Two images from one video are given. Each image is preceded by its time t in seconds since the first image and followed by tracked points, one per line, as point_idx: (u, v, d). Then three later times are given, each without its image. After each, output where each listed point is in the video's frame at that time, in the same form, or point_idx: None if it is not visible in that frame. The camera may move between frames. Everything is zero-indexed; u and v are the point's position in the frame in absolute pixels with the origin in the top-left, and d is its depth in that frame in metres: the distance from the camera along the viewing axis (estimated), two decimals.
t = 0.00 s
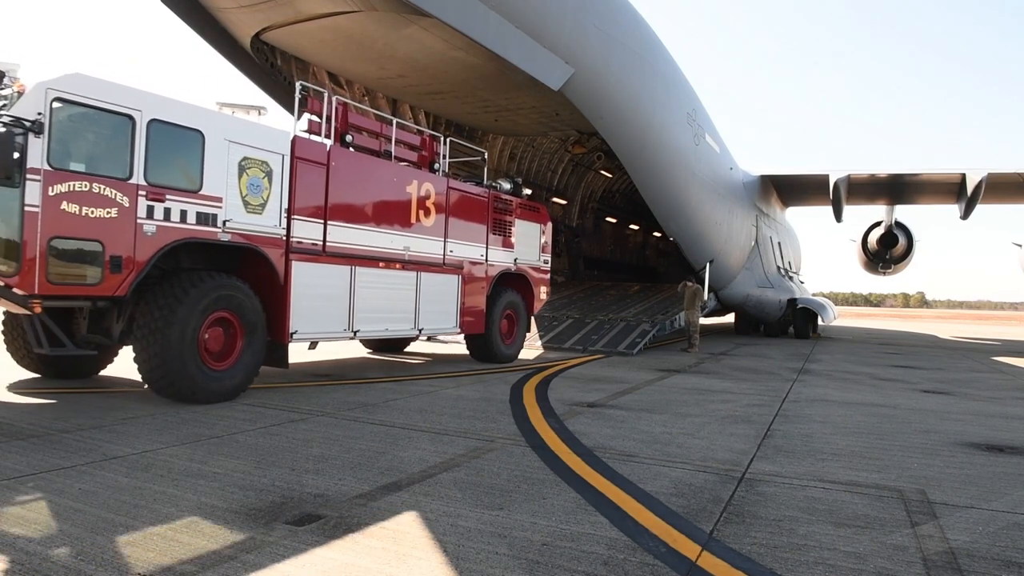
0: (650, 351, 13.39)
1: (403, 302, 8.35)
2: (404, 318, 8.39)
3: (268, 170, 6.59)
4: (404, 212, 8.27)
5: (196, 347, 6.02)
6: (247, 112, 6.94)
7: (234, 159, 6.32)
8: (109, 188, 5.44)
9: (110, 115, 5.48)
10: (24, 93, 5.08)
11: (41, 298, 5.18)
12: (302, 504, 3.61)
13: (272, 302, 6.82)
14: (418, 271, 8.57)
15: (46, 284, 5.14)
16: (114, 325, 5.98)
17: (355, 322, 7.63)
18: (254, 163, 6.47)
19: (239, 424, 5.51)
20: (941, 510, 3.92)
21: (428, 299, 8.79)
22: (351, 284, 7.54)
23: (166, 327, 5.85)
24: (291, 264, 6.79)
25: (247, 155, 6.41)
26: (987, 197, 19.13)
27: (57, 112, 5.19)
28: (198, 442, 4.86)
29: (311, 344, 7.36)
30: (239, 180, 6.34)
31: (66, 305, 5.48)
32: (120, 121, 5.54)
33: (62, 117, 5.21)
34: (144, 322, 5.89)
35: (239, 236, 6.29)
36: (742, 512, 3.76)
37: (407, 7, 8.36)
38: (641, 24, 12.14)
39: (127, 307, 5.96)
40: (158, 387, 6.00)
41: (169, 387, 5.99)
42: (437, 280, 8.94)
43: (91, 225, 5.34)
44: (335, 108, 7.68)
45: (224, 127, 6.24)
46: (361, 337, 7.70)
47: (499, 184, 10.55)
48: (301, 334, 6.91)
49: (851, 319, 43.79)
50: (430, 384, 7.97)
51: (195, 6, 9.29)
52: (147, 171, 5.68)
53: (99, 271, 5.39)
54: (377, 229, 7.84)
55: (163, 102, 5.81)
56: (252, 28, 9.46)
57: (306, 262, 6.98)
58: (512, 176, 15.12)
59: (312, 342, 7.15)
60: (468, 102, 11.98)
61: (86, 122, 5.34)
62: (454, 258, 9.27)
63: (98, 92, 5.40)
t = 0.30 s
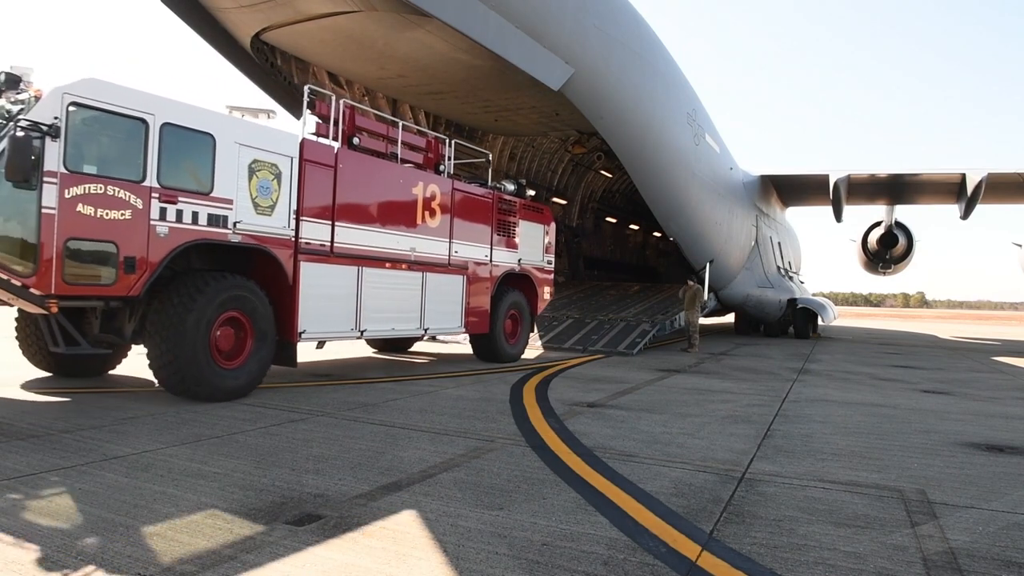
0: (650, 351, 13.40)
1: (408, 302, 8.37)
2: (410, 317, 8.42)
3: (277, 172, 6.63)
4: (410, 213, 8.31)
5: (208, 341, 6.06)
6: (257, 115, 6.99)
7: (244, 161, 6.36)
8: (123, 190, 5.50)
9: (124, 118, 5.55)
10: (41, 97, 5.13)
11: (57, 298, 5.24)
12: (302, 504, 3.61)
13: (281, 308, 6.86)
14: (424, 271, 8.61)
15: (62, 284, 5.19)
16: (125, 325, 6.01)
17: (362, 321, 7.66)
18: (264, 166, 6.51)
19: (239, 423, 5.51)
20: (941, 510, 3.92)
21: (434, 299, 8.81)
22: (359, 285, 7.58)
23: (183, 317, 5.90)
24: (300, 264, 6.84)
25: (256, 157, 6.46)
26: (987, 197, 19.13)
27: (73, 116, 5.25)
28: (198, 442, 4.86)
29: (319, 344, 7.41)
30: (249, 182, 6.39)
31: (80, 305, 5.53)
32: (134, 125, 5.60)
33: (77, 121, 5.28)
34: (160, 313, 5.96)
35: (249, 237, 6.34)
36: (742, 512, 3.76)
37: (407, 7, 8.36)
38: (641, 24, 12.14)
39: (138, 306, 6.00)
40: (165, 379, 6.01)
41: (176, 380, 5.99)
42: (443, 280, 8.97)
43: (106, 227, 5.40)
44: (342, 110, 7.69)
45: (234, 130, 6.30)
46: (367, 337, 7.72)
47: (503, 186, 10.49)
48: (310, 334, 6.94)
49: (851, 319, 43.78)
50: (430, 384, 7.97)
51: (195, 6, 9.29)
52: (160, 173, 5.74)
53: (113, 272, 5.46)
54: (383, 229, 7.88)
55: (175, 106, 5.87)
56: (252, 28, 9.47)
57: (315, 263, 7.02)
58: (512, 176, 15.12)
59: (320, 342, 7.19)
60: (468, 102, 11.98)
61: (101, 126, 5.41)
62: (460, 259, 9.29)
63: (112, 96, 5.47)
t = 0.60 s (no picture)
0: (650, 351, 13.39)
1: (413, 301, 8.42)
2: (415, 317, 8.47)
3: (286, 175, 6.72)
4: (415, 214, 8.35)
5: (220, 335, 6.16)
6: (266, 119, 7.01)
7: (254, 164, 6.44)
8: (136, 192, 5.61)
9: (137, 122, 5.65)
10: (57, 102, 5.25)
11: (73, 299, 5.34)
12: (302, 504, 3.61)
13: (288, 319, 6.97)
14: (429, 272, 8.66)
15: (78, 284, 5.30)
16: (137, 326, 6.08)
17: (368, 321, 7.74)
18: (273, 168, 6.59)
19: (239, 424, 5.50)
20: (941, 510, 3.92)
21: (439, 299, 8.85)
22: (365, 286, 7.65)
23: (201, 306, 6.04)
24: (308, 265, 6.93)
25: (266, 160, 6.54)
26: (987, 198, 19.12)
27: (88, 120, 5.37)
28: (199, 441, 4.86)
29: (327, 343, 7.48)
30: (259, 184, 6.47)
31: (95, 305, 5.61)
32: (146, 128, 5.71)
33: (92, 125, 5.39)
34: (174, 305, 6.07)
35: (259, 238, 6.43)
36: (742, 512, 3.76)
37: (407, 7, 8.37)
38: (641, 24, 12.14)
39: (149, 305, 6.06)
40: (170, 368, 6.06)
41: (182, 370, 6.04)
42: (447, 280, 9.01)
43: (120, 228, 5.51)
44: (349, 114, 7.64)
45: (244, 133, 6.39)
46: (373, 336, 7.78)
47: (507, 186, 10.49)
48: (318, 334, 7.02)
49: (851, 319, 43.73)
50: (430, 384, 7.96)
51: (195, 6, 9.29)
52: (172, 176, 5.84)
53: (127, 272, 5.56)
54: (389, 230, 7.94)
55: (186, 109, 5.97)
56: (251, 28, 9.46)
57: (322, 263, 7.10)
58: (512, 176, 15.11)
59: (328, 342, 7.26)
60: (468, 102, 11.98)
61: (114, 130, 5.52)
62: (464, 259, 9.32)
63: (125, 100, 5.57)
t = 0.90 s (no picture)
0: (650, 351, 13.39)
1: (419, 302, 8.47)
2: (419, 317, 8.50)
3: (295, 177, 6.80)
4: (421, 215, 8.39)
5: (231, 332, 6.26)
6: (275, 121, 7.09)
7: (264, 166, 6.52)
8: (150, 195, 5.70)
9: (151, 126, 5.73)
10: (73, 106, 5.31)
11: (88, 299, 5.41)
12: (302, 504, 3.61)
13: (297, 319, 7.04)
14: (435, 272, 8.70)
15: (92, 285, 5.38)
16: (149, 325, 6.14)
17: (375, 321, 7.80)
18: (282, 170, 6.68)
19: (239, 424, 5.50)
20: (941, 510, 3.92)
21: (445, 299, 8.90)
22: (372, 286, 7.70)
23: (215, 302, 6.16)
24: (316, 265, 6.99)
25: (276, 162, 6.62)
26: (987, 198, 19.11)
27: (103, 124, 5.45)
28: (199, 441, 4.86)
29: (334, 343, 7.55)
30: (268, 186, 6.55)
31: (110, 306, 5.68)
32: (160, 132, 5.79)
33: (106, 129, 5.47)
34: (187, 302, 6.18)
35: (269, 239, 6.51)
36: (742, 512, 3.76)
37: (407, 7, 8.37)
38: (641, 24, 12.13)
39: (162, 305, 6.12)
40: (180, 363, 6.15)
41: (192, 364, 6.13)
42: (453, 281, 9.06)
43: (134, 230, 5.60)
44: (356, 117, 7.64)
45: (254, 136, 6.46)
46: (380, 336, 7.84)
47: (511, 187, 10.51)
48: (326, 332, 7.09)
49: (850, 319, 43.74)
50: (430, 384, 7.97)
51: (195, 6, 9.29)
52: (185, 178, 5.93)
53: (140, 273, 5.65)
54: (395, 231, 7.98)
55: (198, 113, 6.05)
56: (251, 28, 9.46)
57: (329, 264, 7.16)
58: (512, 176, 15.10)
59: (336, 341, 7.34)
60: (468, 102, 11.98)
61: (128, 133, 5.60)
62: (469, 260, 9.35)
63: (139, 104, 5.66)
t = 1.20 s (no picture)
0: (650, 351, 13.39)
1: (425, 302, 8.56)
2: (420, 317, 8.49)
3: (303, 179, 6.96)
4: (427, 216, 8.50)
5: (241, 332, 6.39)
6: (283, 124, 7.09)
7: (273, 169, 6.69)
8: (163, 197, 5.86)
9: (164, 130, 5.90)
10: (88, 111, 5.47)
11: (103, 298, 5.56)
12: (301, 504, 3.61)
13: (305, 318, 7.16)
14: (440, 273, 8.79)
15: (108, 285, 5.54)
16: (160, 325, 6.35)
17: (382, 321, 7.91)
18: (291, 173, 6.85)
19: (239, 423, 5.51)
20: (941, 510, 3.92)
21: (450, 299, 8.98)
22: (379, 286, 7.82)
23: (226, 304, 6.28)
24: (324, 266, 7.14)
25: (285, 165, 6.79)
26: (987, 197, 19.11)
27: (119, 128, 5.61)
28: (199, 442, 4.86)
29: (342, 342, 7.68)
30: (277, 188, 6.71)
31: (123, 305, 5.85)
32: (172, 136, 5.96)
33: (121, 133, 5.63)
34: (197, 302, 6.31)
35: (278, 240, 6.67)
36: (742, 512, 3.76)
37: (407, 7, 8.37)
38: (641, 24, 12.13)
39: (172, 305, 6.33)
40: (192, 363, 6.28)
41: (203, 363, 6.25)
42: (458, 281, 9.15)
43: (147, 231, 5.77)
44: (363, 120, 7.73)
45: (264, 139, 6.63)
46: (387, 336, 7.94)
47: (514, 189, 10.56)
48: (334, 332, 7.23)
49: (850, 319, 43.66)
50: (430, 385, 7.96)
51: (195, 6, 9.28)
52: (197, 181, 6.10)
53: (154, 273, 5.82)
54: (401, 232, 8.10)
55: (210, 117, 6.21)
56: (252, 28, 9.46)
57: (337, 265, 7.29)
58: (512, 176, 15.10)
59: (343, 339, 7.47)
60: (468, 102, 11.99)
61: (142, 137, 5.75)
62: (474, 261, 9.42)
63: (152, 108, 5.82)
